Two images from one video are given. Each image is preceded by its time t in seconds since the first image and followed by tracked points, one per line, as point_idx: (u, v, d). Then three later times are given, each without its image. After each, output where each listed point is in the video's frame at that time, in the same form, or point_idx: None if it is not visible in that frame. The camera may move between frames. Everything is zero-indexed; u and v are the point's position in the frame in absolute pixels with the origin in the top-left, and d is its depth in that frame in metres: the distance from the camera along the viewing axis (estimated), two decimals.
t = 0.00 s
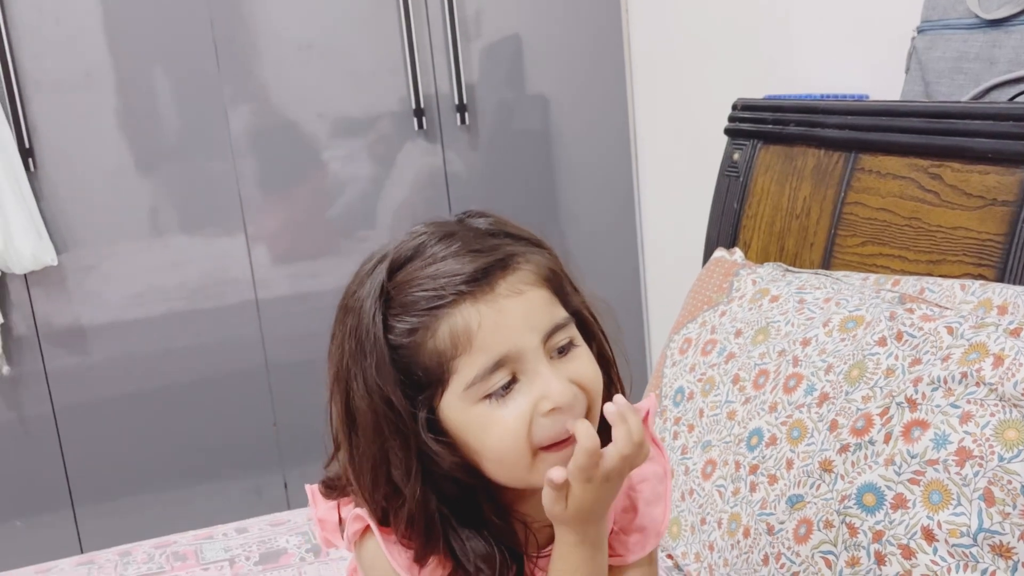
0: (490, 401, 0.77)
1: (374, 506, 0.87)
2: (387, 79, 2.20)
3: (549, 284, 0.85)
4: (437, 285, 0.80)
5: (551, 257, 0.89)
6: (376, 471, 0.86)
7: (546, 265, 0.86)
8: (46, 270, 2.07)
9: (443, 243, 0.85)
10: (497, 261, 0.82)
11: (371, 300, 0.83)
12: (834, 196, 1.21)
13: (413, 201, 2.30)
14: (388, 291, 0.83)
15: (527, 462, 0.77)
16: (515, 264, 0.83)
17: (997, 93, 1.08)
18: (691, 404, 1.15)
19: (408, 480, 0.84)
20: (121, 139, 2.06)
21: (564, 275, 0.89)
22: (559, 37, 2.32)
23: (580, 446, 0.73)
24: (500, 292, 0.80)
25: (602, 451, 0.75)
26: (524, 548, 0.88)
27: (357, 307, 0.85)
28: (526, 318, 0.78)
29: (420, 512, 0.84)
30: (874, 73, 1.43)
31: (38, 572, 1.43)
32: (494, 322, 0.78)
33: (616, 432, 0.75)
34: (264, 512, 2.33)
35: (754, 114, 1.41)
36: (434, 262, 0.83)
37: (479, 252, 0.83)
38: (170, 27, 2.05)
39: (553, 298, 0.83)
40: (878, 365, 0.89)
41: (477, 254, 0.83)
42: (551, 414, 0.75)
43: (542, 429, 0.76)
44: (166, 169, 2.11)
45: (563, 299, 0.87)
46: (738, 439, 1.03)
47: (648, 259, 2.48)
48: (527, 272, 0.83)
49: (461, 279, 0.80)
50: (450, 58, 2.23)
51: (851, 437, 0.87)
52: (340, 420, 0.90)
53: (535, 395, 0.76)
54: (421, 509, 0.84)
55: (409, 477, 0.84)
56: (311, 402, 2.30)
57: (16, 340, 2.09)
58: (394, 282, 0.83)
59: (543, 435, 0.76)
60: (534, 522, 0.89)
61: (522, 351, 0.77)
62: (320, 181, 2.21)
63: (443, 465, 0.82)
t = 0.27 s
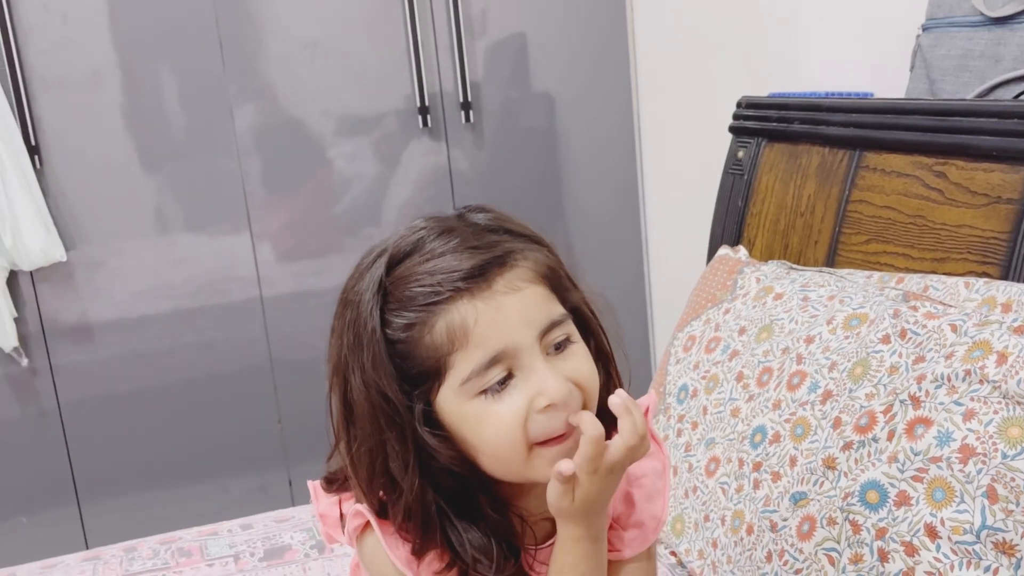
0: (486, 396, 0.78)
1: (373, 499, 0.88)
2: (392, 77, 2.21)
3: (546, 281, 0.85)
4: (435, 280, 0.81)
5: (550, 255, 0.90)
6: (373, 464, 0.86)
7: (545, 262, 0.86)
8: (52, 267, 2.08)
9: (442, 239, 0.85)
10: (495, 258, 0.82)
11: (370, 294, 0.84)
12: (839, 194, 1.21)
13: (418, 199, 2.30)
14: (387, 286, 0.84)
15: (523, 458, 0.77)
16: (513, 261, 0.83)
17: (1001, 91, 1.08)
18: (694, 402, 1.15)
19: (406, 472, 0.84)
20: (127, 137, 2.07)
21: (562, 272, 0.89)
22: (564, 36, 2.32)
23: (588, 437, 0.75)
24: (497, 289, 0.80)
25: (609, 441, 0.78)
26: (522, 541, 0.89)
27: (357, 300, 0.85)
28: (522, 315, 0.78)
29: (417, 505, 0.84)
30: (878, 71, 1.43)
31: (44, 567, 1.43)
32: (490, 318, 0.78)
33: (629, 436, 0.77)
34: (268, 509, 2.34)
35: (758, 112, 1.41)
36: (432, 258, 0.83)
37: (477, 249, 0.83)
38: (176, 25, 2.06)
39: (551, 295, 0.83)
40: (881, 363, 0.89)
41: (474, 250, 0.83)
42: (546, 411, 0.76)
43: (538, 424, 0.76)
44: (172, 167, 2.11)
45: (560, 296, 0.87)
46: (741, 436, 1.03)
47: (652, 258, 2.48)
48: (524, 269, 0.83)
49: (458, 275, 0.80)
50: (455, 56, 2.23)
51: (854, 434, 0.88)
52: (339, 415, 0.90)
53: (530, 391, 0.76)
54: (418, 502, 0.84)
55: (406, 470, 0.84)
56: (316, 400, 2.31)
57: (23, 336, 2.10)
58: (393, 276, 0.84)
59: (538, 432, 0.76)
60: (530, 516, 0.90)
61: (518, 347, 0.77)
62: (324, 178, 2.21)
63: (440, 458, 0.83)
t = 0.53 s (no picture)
0: (473, 402, 0.80)
1: (364, 480, 0.92)
2: (397, 75, 2.21)
3: (552, 292, 0.83)
4: (435, 290, 0.79)
5: (563, 261, 0.86)
6: (365, 442, 0.90)
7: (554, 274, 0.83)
8: (59, 264, 2.09)
9: (451, 237, 0.82)
10: (501, 273, 0.80)
11: (373, 283, 0.83)
12: (844, 192, 1.21)
13: (423, 197, 2.31)
14: (390, 276, 0.83)
15: (502, 459, 0.81)
16: (520, 272, 0.81)
17: (1007, 89, 1.08)
18: (699, 398, 1.15)
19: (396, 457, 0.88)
20: (134, 134, 2.08)
21: (573, 277, 0.86)
22: (570, 34, 2.32)
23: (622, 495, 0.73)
24: (497, 307, 0.79)
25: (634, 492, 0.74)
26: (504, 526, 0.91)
27: (361, 280, 0.85)
28: (518, 334, 0.78)
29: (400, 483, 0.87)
30: (883, 69, 1.43)
31: (51, 562, 1.44)
32: (483, 335, 0.78)
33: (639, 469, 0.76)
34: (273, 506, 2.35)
35: (763, 110, 1.42)
36: (436, 261, 0.81)
37: (484, 256, 0.81)
38: (182, 23, 2.06)
39: (552, 308, 0.82)
40: (886, 359, 0.89)
41: (479, 261, 0.80)
42: (529, 426, 0.78)
43: (520, 436, 0.79)
44: (178, 164, 2.12)
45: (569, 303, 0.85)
46: (746, 433, 1.03)
47: (657, 256, 2.48)
48: (530, 283, 0.81)
49: (458, 287, 0.79)
50: (461, 55, 2.24)
51: (859, 431, 0.88)
52: (335, 389, 0.91)
53: (515, 407, 0.78)
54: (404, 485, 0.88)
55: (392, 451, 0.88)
56: (321, 397, 2.32)
57: (29, 333, 2.11)
58: (396, 270, 0.83)
59: (518, 444, 0.79)
60: (517, 499, 0.93)
61: (509, 365, 0.78)
62: (330, 176, 2.22)
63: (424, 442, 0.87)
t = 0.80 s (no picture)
0: (455, 403, 0.82)
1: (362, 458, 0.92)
2: (402, 76, 2.22)
3: (546, 308, 0.82)
4: (424, 293, 0.80)
5: (564, 280, 0.85)
6: (362, 430, 0.90)
7: (547, 292, 0.82)
8: (64, 262, 2.10)
9: (451, 242, 0.82)
10: (490, 286, 0.79)
11: (372, 274, 0.84)
12: (848, 192, 1.22)
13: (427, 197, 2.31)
14: (388, 272, 0.84)
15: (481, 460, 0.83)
16: (513, 286, 0.81)
17: (1011, 90, 1.08)
18: (702, 398, 1.16)
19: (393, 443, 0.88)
20: (139, 133, 2.08)
21: (575, 291, 0.85)
22: (574, 35, 2.33)
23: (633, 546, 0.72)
24: (482, 318, 0.79)
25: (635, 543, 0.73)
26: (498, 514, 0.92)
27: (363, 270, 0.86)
28: (500, 347, 0.79)
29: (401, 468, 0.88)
30: (887, 70, 1.43)
31: (55, 558, 1.45)
32: (465, 344, 0.79)
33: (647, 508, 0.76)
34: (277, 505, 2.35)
35: (767, 111, 1.42)
36: (428, 266, 0.81)
37: (476, 268, 0.80)
38: (188, 23, 2.07)
39: (542, 324, 0.81)
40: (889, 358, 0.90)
41: (470, 272, 0.80)
42: (504, 435, 0.80)
43: (496, 442, 0.80)
44: (183, 163, 2.13)
45: (566, 320, 0.84)
46: (749, 432, 1.03)
47: (661, 257, 2.48)
48: (519, 298, 0.81)
49: (444, 295, 0.79)
50: (465, 55, 2.24)
51: (862, 429, 0.88)
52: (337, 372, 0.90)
53: (492, 415, 0.80)
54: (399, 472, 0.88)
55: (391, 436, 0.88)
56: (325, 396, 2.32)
57: (34, 331, 2.11)
58: (394, 266, 0.84)
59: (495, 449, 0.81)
60: (513, 490, 0.93)
61: (489, 374, 0.79)
62: (334, 176, 2.23)
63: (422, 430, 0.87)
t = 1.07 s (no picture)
0: (449, 406, 0.82)
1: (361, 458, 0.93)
2: (404, 80, 2.23)
3: (540, 313, 0.82)
4: (417, 298, 0.81)
5: (559, 285, 0.85)
6: (359, 430, 0.90)
7: (541, 297, 0.83)
8: (67, 265, 2.11)
9: (445, 248, 0.83)
10: (483, 290, 0.80)
11: (368, 279, 0.85)
12: (847, 197, 1.22)
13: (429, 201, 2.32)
14: (384, 276, 0.85)
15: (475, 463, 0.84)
16: (507, 291, 0.81)
17: (1010, 96, 1.09)
18: (702, 402, 1.16)
19: (389, 443, 0.88)
20: (142, 137, 2.09)
21: (568, 296, 0.86)
22: (575, 40, 2.33)
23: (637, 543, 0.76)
24: (476, 322, 0.80)
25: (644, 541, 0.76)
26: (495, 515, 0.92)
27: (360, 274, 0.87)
28: (493, 351, 0.79)
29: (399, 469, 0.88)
30: (886, 75, 1.44)
31: (58, 561, 1.45)
32: (459, 348, 0.80)
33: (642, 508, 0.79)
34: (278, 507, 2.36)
35: (767, 117, 1.43)
36: (423, 270, 0.82)
37: (470, 273, 0.81)
38: (191, 28, 2.08)
39: (535, 328, 0.82)
40: (887, 364, 0.90)
41: (464, 277, 0.81)
42: (498, 438, 0.80)
43: (490, 445, 0.81)
44: (187, 167, 2.13)
45: (560, 325, 0.84)
46: (748, 436, 1.04)
47: (662, 261, 2.49)
48: (513, 303, 0.81)
49: (437, 299, 0.80)
50: (467, 60, 2.25)
51: (859, 434, 0.88)
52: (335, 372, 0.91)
53: (485, 419, 0.80)
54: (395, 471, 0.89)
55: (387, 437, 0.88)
56: (326, 399, 2.33)
57: (38, 334, 2.12)
58: (390, 270, 0.84)
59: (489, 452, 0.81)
60: (510, 490, 0.94)
61: (482, 378, 0.80)
62: (337, 180, 2.23)
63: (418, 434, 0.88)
